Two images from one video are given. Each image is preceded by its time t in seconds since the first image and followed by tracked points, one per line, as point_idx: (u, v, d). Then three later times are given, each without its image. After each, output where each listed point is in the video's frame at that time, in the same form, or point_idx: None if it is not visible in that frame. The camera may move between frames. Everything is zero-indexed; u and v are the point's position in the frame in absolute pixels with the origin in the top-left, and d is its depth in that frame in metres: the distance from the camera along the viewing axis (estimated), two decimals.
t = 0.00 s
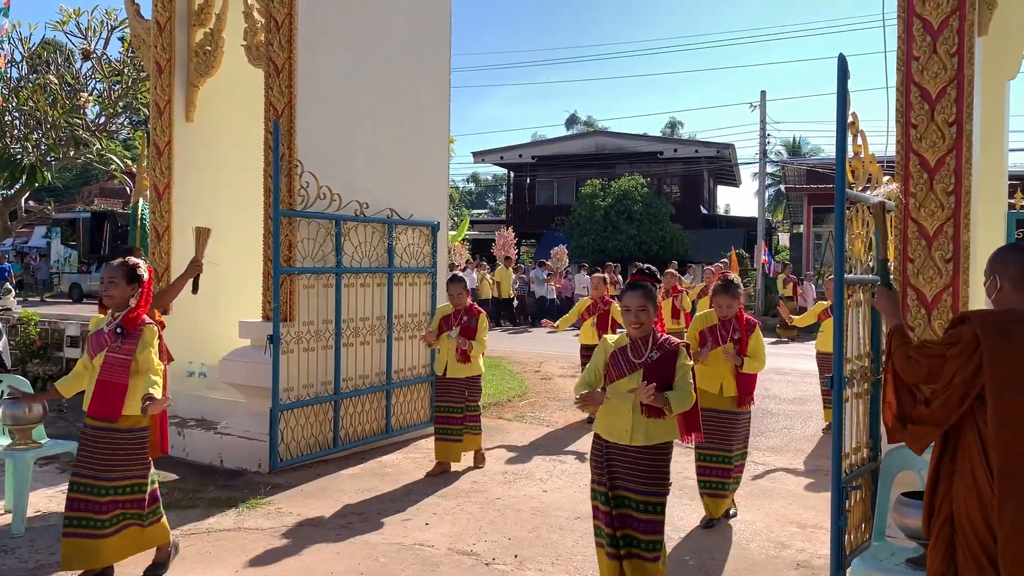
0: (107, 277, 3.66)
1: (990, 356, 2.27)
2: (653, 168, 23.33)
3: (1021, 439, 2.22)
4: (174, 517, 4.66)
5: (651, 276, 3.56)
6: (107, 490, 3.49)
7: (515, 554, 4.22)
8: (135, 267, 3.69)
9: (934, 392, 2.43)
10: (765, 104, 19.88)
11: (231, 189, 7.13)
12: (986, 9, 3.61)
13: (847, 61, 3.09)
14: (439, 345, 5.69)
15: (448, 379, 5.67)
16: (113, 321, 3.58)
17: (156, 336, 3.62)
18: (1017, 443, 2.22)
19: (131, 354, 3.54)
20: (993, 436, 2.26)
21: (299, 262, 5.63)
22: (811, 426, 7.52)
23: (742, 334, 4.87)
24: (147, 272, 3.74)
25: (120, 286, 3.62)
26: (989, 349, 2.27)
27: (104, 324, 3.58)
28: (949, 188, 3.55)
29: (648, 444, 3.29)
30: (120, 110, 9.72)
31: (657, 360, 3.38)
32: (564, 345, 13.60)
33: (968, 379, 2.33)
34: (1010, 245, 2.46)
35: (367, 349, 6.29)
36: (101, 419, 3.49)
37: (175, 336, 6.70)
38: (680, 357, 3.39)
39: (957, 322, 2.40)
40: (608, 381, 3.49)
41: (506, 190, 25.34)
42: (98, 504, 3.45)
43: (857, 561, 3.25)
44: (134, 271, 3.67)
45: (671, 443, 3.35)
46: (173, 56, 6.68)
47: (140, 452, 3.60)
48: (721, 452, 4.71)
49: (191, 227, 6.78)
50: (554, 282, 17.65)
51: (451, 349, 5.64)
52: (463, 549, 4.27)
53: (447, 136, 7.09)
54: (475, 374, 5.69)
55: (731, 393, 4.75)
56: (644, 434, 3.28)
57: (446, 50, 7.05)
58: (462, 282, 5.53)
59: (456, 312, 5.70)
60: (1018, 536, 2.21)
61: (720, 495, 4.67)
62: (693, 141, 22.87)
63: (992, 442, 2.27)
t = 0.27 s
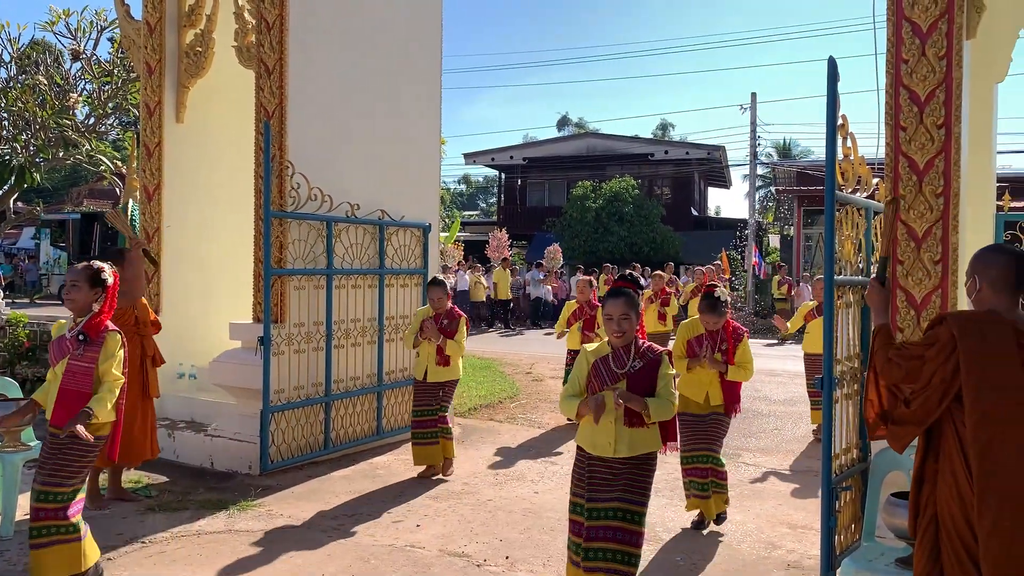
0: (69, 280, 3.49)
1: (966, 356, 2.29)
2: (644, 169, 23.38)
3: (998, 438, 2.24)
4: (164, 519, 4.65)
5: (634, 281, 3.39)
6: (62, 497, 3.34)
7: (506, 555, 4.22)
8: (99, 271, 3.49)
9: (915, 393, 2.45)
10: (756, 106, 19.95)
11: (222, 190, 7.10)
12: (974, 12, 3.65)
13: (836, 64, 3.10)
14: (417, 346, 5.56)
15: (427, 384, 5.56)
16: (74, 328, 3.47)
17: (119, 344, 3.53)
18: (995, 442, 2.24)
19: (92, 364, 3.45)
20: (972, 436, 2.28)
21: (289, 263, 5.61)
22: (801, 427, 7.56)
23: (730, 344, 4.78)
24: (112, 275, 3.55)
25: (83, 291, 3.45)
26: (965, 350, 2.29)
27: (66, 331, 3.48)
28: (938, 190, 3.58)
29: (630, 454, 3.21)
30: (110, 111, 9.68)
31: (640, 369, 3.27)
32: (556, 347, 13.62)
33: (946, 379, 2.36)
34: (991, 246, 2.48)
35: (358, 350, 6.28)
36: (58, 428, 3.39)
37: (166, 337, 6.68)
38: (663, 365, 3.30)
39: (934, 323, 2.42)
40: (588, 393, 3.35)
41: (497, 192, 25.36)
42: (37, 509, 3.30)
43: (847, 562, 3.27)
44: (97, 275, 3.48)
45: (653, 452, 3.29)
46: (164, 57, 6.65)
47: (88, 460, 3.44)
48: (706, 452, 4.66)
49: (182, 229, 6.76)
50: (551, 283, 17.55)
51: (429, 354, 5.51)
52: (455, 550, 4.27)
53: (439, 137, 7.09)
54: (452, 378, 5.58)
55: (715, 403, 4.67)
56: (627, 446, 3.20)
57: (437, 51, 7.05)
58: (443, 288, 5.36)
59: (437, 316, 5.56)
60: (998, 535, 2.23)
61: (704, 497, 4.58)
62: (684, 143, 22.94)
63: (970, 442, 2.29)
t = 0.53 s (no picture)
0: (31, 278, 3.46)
1: (944, 354, 2.31)
2: (635, 170, 23.43)
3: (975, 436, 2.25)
4: (152, 520, 4.63)
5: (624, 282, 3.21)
6: (32, 506, 3.31)
7: (496, 555, 4.22)
8: (63, 269, 3.47)
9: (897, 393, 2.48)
10: (746, 107, 20.03)
11: (211, 189, 7.07)
12: (963, 14, 3.67)
13: (825, 65, 3.11)
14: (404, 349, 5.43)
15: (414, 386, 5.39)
16: (36, 327, 3.43)
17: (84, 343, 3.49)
18: (971, 441, 2.25)
19: (54, 361, 3.40)
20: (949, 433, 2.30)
21: (280, 262, 5.60)
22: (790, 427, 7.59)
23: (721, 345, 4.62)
24: (77, 273, 3.52)
25: (46, 287, 3.40)
26: (943, 348, 2.32)
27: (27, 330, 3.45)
28: (926, 192, 3.61)
29: (615, 460, 3.07)
30: (99, 109, 9.64)
31: (628, 374, 3.13)
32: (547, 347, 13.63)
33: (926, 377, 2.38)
34: (976, 247, 2.50)
35: (348, 350, 6.27)
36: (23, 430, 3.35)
37: (155, 337, 6.65)
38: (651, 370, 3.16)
39: (916, 322, 2.45)
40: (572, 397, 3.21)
41: (488, 192, 25.36)
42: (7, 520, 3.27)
43: (835, 561, 3.28)
44: (61, 273, 3.45)
45: (640, 460, 3.15)
46: (153, 54, 6.63)
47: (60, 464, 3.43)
48: (705, 461, 4.46)
49: (172, 228, 6.74)
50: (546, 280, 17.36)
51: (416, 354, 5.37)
52: (444, 550, 4.27)
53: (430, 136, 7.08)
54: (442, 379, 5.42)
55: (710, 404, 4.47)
56: (611, 452, 3.07)
57: (427, 50, 7.04)
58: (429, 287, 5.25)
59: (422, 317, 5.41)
60: (976, 532, 2.25)
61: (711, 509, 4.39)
62: (675, 143, 23.00)
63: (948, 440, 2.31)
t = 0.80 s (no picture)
0: None
1: (926, 353, 2.33)
2: (626, 170, 23.46)
3: (955, 435, 2.28)
4: (141, 518, 4.61)
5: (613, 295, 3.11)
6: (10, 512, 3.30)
7: (486, 554, 4.23)
8: (30, 267, 3.42)
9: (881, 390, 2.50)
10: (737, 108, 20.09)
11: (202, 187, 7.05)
12: (952, 16, 3.70)
13: (816, 65, 3.13)
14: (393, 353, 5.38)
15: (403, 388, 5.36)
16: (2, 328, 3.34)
17: (53, 344, 3.44)
18: (950, 439, 2.28)
19: (24, 361, 3.33)
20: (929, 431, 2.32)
21: (270, 260, 5.59)
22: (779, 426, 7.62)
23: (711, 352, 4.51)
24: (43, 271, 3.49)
25: (13, 286, 3.37)
26: (927, 346, 2.33)
27: None
28: (915, 192, 3.63)
29: (604, 475, 3.04)
30: (89, 106, 9.58)
31: (616, 389, 3.08)
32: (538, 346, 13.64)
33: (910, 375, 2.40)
34: (965, 247, 2.51)
35: (339, 348, 6.26)
36: None
37: (145, 335, 6.62)
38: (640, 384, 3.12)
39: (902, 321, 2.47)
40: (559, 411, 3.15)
41: (480, 191, 25.36)
42: None
43: (824, 560, 3.30)
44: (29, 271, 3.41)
45: (627, 473, 3.12)
46: (143, 51, 6.59)
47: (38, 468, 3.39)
48: (693, 465, 4.39)
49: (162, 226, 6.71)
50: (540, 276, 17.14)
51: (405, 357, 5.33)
52: (434, 549, 4.27)
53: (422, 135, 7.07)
54: (433, 379, 5.41)
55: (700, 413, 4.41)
56: (600, 467, 3.04)
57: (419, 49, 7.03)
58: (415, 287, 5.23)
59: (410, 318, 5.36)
60: (954, 529, 2.28)
61: (688, 512, 4.35)
62: (666, 144, 23.04)
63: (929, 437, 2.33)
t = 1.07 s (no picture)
0: None
1: (920, 352, 2.34)
2: (620, 170, 23.50)
3: (944, 435, 2.29)
4: (133, 517, 4.59)
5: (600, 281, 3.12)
6: None
7: (478, 553, 4.22)
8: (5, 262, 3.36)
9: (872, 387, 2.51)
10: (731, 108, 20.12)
11: (195, 185, 7.02)
12: (946, 18, 3.71)
13: (810, 66, 3.13)
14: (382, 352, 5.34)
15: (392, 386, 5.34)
16: None
17: (33, 338, 3.39)
18: (939, 439, 2.30)
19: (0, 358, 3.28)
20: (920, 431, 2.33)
21: (263, 259, 5.57)
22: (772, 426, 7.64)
23: (704, 352, 4.51)
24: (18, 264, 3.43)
25: None
26: (920, 346, 2.34)
27: None
28: (908, 193, 3.64)
29: (595, 467, 3.03)
30: (81, 103, 9.54)
31: (606, 376, 3.07)
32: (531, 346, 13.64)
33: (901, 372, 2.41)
34: (963, 249, 2.52)
35: (332, 347, 6.25)
36: None
37: (137, 333, 6.60)
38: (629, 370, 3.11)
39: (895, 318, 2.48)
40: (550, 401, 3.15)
41: (474, 190, 25.35)
42: None
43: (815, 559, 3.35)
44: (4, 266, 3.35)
45: (618, 463, 3.11)
46: (136, 48, 6.57)
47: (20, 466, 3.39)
48: (691, 466, 4.38)
49: (154, 224, 6.69)
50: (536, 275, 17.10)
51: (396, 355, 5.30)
52: (426, 548, 4.27)
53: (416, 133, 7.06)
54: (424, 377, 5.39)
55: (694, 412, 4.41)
56: (591, 456, 3.02)
57: (414, 47, 7.02)
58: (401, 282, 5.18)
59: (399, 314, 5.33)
60: (942, 528, 2.28)
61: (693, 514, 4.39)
62: (660, 144, 23.07)
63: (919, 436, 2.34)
